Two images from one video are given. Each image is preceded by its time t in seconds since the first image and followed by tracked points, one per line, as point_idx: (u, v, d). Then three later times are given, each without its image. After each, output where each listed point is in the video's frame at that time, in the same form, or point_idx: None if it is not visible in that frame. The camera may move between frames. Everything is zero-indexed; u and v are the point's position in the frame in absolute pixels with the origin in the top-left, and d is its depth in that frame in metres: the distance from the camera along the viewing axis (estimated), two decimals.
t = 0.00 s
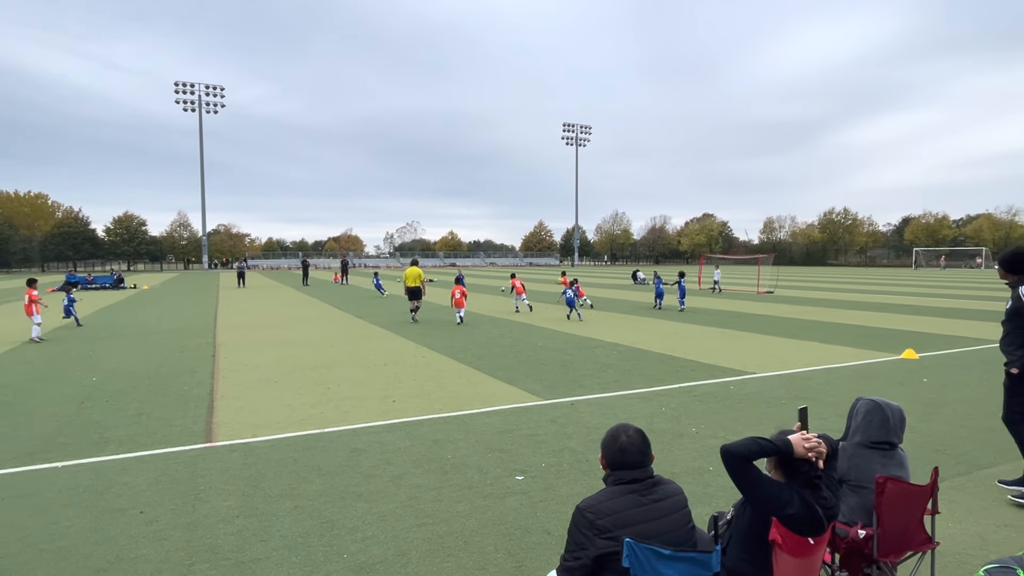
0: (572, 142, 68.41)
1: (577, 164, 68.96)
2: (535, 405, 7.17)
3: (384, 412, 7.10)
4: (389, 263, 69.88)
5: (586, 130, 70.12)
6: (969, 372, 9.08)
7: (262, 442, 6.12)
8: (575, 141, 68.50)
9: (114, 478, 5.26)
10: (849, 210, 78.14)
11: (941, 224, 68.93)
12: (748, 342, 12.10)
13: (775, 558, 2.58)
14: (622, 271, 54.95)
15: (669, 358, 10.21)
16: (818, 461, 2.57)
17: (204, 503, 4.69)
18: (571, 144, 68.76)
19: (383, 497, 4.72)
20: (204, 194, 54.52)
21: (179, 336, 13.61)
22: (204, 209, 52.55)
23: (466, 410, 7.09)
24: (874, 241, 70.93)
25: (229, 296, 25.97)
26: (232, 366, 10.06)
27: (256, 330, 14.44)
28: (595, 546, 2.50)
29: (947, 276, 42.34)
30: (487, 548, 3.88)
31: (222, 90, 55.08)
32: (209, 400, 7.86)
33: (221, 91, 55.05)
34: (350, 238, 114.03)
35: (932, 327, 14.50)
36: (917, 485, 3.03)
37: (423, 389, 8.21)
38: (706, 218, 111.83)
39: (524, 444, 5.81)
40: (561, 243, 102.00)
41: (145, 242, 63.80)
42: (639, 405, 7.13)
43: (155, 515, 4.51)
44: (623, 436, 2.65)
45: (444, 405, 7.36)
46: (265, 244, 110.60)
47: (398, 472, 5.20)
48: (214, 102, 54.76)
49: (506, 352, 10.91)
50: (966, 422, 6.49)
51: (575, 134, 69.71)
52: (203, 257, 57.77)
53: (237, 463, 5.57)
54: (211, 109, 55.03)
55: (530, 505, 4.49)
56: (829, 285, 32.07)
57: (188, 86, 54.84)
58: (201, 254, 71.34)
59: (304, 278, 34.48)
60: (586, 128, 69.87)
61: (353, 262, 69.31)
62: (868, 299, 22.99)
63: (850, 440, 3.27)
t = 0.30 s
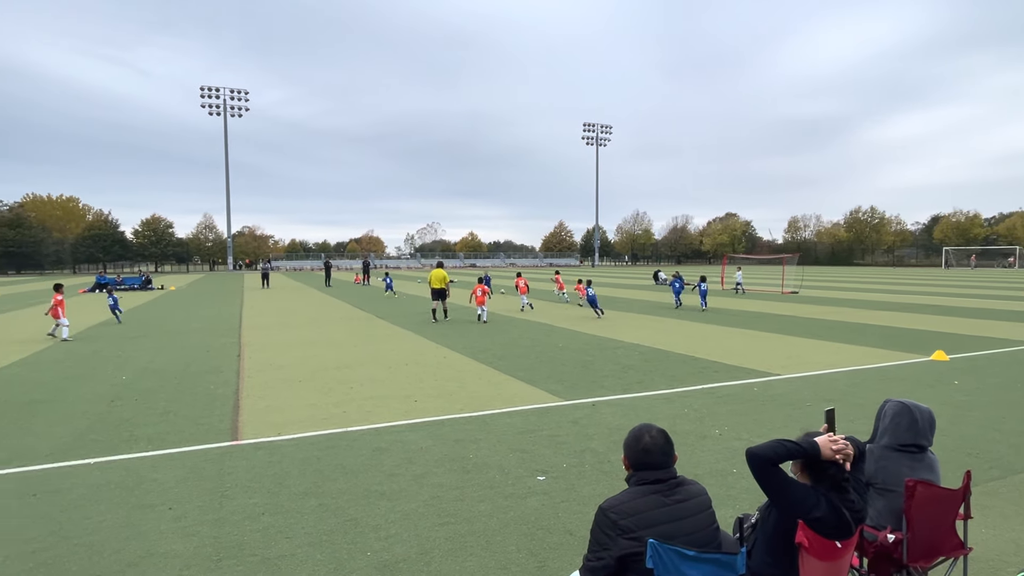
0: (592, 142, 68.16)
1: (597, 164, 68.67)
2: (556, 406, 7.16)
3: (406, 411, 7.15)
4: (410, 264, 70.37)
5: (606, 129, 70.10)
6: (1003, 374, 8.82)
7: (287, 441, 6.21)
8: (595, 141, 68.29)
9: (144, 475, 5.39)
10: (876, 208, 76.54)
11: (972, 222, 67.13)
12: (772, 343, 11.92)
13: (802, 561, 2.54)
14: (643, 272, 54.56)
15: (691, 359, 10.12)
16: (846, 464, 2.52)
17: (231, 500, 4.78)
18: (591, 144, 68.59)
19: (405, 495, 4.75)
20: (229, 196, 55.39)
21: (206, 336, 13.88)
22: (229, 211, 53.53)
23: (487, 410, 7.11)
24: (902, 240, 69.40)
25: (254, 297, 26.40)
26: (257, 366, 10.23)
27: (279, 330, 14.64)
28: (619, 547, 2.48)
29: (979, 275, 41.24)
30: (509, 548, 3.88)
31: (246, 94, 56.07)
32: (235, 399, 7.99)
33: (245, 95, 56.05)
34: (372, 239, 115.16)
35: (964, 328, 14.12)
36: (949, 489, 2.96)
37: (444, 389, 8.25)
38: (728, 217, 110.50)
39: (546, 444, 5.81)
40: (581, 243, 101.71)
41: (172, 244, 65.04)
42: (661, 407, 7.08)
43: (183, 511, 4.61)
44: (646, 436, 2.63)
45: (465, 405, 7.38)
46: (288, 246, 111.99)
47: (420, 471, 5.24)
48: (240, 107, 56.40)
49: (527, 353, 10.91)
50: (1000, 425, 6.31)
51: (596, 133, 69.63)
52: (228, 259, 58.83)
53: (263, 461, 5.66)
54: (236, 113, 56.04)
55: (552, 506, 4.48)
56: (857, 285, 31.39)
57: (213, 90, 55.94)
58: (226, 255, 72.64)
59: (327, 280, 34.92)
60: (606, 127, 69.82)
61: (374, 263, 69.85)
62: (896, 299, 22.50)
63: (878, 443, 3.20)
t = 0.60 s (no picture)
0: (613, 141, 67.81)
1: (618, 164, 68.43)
2: (577, 406, 7.14)
3: (427, 411, 7.20)
4: (431, 264, 70.77)
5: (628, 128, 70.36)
6: None
7: (310, 439, 6.29)
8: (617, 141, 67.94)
9: (172, 471, 5.50)
10: (904, 206, 74.86)
11: (1006, 220, 65.24)
12: (797, 344, 11.73)
13: (829, 566, 2.50)
14: (664, 271, 54.13)
15: (714, 360, 10.01)
16: (874, 467, 2.48)
17: (256, 497, 4.86)
18: (612, 143, 68.34)
19: (427, 494, 4.78)
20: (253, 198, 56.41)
21: (231, 335, 14.11)
22: (254, 212, 54.41)
23: (508, 410, 7.12)
24: (932, 239, 67.77)
25: (279, 296, 26.79)
26: (281, 365, 10.37)
27: (302, 330, 14.84)
28: (643, 546, 2.47)
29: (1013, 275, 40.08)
30: (530, 547, 3.89)
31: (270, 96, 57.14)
32: (259, 398, 8.13)
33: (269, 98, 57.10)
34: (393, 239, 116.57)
35: (997, 329, 13.72)
36: (980, 493, 2.88)
37: (465, 388, 8.28)
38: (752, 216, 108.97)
39: (567, 445, 5.80)
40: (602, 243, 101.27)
41: (198, 245, 66.32)
42: (683, 408, 7.01)
43: (210, 507, 4.70)
44: (670, 435, 2.61)
45: (486, 404, 7.40)
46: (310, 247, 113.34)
47: (442, 470, 5.27)
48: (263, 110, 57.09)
49: (547, 353, 10.90)
50: None
51: (616, 132, 69.45)
52: (253, 259, 59.81)
53: (288, 459, 5.75)
54: (260, 116, 57.04)
55: (573, 506, 4.47)
56: (885, 284, 30.72)
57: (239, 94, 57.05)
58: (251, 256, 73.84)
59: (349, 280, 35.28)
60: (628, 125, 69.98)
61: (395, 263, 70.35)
62: (927, 299, 21.95)
63: (906, 445, 3.11)
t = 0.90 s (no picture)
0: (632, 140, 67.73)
1: (638, 163, 68.13)
2: (598, 406, 7.11)
3: (448, 410, 7.23)
4: (450, 264, 71.13)
5: (648, 126, 70.40)
6: None
7: (333, 437, 6.36)
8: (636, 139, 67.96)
9: (199, 468, 5.61)
10: (933, 204, 73.23)
11: None
12: (822, 344, 11.54)
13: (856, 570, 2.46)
14: (684, 271, 53.70)
15: (736, 360, 9.90)
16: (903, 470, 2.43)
17: (280, 494, 4.93)
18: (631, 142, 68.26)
19: (448, 493, 4.81)
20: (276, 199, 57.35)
21: (255, 334, 14.35)
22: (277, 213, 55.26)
23: (528, 409, 7.12)
24: (961, 236, 66.19)
25: (302, 296, 27.14)
26: (304, 364, 10.50)
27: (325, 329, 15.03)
28: (664, 543, 2.45)
29: None
30: (551, 547, 3.88)
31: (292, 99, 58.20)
32: (283, 396, 8.24)
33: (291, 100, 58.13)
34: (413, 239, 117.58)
35: None
36: (1013, 497, 2.80)
37: (485, 388, 8.30)
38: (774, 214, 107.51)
39: (588, 445, 5.78)
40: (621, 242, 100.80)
41: (223, 246, 67.49)
42: (705, 408, 6.94)
43: (236, 504, 4.78)
44: (694, 435, 2.59)
45: (506, 404, 7.41)
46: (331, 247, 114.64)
47: (463, 469, 5.29)
48: (285, 112, 59.03)
49: (567, 353, 10.87)
50: None
51: (636, 131, 69.25)
52: (276, 260, 60.73)
53: (311, 457, 5.82)
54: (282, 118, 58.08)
55: (594, 507, 4.46)
56: (913, 283, 30.07)
57: (263, 97, 58.27)
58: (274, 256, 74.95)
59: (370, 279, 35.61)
60: (648, 125, 69.99)
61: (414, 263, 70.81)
62: (957, 298, 21.43)
63: (934, 448, 3.04)
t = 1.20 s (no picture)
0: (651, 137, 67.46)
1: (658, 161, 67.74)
2: (617, 407, 7.07)
3: (467, 410, 7.25)
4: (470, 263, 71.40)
5: (668, 124, 70.23)
6: None
7: (353, 436, 6.42)
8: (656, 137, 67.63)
9: (223, 465, 5.70)
10: (962, 201, 71.52)
11: None
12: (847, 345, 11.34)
13: None
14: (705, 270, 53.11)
15: (759, 361, 9.77)
16: (934, 474, 2.37)
17: (302, 492, 4.99)
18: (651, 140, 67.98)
19: (468, 492, 4.82)
20: (298, 199, 58.03)
21: (277, 333, 14.54)
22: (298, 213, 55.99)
23: (547, 409, 7.10)
24: (992, 234, 64.53)
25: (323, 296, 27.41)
26: (325, 363, 10.61)
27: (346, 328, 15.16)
28: (686, 545, 2.41)
29: None
30: (571, 548, 3.87)
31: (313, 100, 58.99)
32: (304, 395, 8.34)
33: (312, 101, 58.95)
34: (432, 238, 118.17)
35: None
36: None
37: (504, 388, 8.30)
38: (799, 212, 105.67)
39: (608, 446, 5.75)
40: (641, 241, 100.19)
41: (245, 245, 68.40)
42: (727, 410, 6.86)
43: (259, 501, 4.85)
44: (715, 437, 2.56)
45: (525, 404, 7.40)
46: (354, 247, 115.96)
47: (482, 468, 5.30)
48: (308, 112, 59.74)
49: (587, 352, 10.83)
50: None
51: (656, 128, 69.00)
52: (297, 259, 61.51)
53: (332, 455, 5.88)
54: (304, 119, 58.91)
55: (615, 508, 4.43)
56: (942, 283, 29.38)
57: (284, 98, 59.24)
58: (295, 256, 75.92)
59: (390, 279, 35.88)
60: (668, 122, 69.83)
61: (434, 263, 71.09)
62: (988, 298, 20.87)
63: (964, 452, 2.96)
